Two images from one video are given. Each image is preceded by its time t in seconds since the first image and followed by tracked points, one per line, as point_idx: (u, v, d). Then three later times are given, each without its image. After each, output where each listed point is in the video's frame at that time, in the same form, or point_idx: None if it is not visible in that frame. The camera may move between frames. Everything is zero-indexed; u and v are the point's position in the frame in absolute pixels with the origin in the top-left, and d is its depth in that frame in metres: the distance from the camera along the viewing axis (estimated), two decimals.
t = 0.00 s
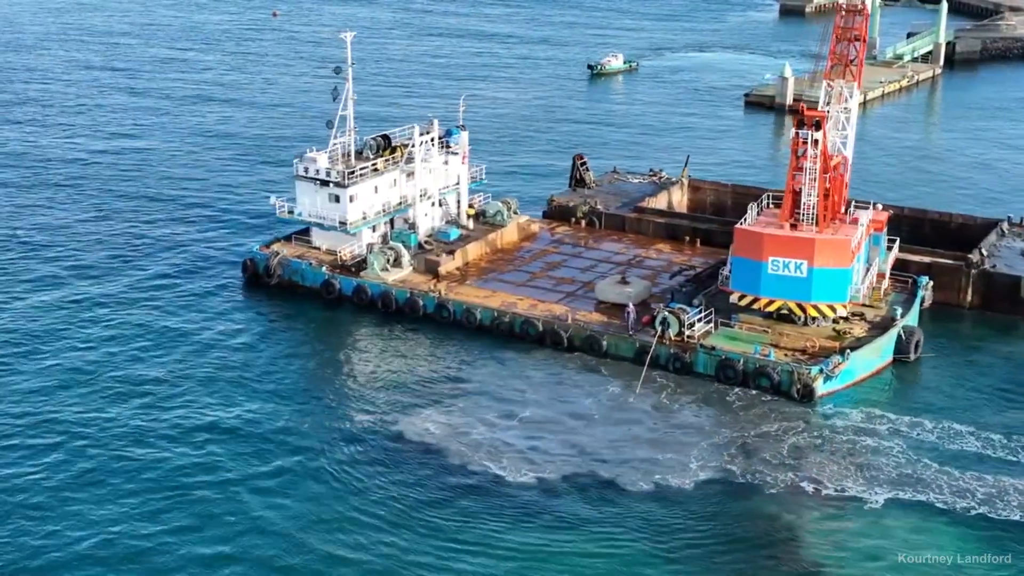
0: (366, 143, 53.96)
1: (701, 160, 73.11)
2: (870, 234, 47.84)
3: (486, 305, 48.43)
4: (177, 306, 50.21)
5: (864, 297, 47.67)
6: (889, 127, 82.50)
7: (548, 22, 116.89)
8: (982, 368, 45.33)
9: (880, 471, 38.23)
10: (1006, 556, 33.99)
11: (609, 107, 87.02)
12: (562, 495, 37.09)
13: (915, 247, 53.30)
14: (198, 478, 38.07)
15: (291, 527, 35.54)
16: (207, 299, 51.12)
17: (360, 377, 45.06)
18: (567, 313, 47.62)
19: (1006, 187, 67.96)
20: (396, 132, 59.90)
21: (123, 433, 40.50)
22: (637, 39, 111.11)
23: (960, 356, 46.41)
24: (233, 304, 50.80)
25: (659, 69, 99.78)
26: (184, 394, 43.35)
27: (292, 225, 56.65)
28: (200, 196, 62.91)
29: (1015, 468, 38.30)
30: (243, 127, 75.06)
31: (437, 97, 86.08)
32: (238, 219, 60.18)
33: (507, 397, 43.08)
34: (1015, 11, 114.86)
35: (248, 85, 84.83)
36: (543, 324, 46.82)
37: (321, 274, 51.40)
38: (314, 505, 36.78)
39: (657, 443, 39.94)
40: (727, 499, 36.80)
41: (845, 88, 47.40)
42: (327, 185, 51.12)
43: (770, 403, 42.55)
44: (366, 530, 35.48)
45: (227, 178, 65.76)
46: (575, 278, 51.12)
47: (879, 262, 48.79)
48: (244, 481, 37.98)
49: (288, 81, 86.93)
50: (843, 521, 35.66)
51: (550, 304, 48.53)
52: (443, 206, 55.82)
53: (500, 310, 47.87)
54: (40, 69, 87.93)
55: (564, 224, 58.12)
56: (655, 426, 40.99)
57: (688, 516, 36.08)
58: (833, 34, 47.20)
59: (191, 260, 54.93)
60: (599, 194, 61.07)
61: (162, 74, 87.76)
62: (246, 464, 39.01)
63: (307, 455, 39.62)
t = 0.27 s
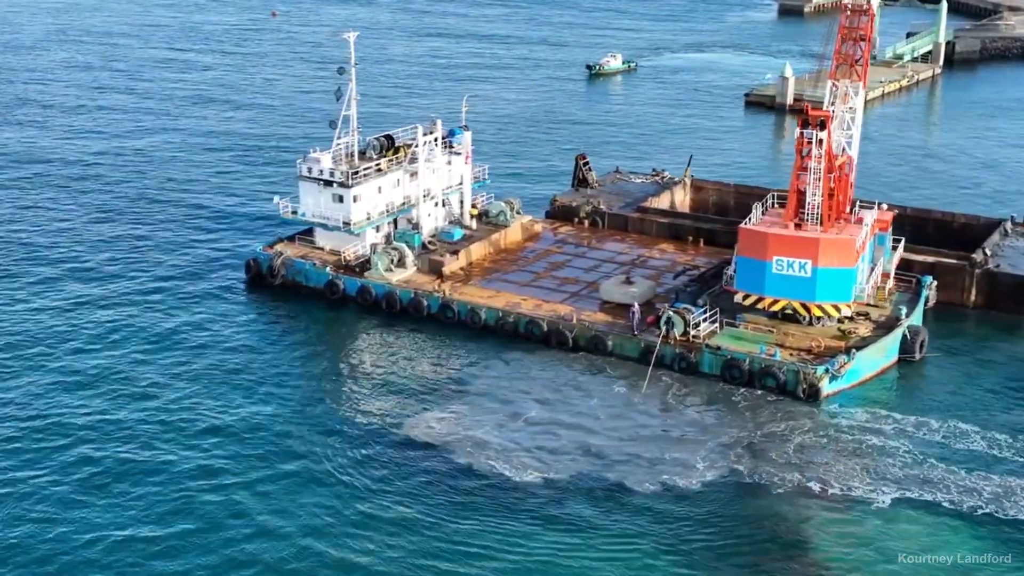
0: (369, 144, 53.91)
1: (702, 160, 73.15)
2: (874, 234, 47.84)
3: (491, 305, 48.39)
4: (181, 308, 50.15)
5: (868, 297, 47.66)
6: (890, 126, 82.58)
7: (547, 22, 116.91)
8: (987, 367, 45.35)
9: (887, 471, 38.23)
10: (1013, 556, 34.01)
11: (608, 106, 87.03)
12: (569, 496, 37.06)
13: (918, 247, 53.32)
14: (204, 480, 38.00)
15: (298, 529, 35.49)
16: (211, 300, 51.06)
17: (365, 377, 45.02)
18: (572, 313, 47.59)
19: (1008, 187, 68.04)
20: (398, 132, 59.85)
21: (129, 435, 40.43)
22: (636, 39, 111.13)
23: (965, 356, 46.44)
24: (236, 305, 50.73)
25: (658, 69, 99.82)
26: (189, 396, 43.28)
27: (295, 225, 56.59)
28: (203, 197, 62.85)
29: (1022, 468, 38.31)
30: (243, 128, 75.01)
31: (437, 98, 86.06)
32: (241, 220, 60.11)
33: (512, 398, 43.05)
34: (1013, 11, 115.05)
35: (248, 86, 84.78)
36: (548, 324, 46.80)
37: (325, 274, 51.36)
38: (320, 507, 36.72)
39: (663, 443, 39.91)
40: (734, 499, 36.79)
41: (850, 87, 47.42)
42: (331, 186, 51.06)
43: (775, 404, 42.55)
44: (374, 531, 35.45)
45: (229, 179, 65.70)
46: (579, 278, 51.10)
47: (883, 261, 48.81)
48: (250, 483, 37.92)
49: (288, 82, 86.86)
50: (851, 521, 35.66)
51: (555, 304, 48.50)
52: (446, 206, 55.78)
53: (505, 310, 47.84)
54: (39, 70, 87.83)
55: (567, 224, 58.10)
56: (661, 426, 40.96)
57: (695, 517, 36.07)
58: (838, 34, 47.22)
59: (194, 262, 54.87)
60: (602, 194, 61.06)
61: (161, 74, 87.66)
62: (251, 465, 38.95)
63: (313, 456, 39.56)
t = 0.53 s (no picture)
0: (371, 144, 53.87)
1: (702, 160, 73.21)
2: (877, 233, 47.90)
3: (494, 306, 48.37)
4: (183, 309, 50.06)
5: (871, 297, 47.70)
6: (888, 126, 82.74)
7: (544, 22, 116.97)
8: (991, 367, 45.44)
9: (892, 470, 38.26)
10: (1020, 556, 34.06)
11: (607, 107, 87.07)
12: (575, 495, 37.03)
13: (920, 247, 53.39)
14: (209, 479, 37.90)
15: (304, 529, 35.40)
16: (213, 301, 50.97)
17: (369, 378, 44.95)
18: (575, 313, 47.59)
19: (1008, 186, 68.20)
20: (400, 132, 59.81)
21: (133, 434, 40.32)
22: (633, 39, 111.23)
23: (968, 355, 46.51)
24: (238, 305, 50.66)
25: (656, 69, 99.90)
26: (192, 396, 43.17)
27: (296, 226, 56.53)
28: (203, 198, 62.77)
29: None
30: (242, 129, 74.92)
31: (435, 98, 86.06)
32: (242, 221, 60.04)
33: (517, 398, 43.02)
34: (1010, 11, 115.37)
35: (246, 87, 84.70)
36: (552, 324, 46.78)
37: (327, 275, 51.31)
38: (325, 506, 36.64)
39: (668, 443, 39.91)
40: (740, 499, 36.78)
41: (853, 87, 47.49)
42: (333, 186, 51.00)
43: (780, 403, 42.59)
44: (380, 531, 35.35)
45: (229, 180, 65.62)
46: (581, 278, 51.10)
47: (885, 261, 48.87)
48: (255, 482, 37.83)
49: (286, 82, 86.79)
50: (857, 520, 35.68)
51: (558, 304, 48.49)
52: (448, 206, 55.75)
53: (508, 311, 47.81)
54: (36, 71, 87.66)
55: (569, 224, 58.10)
56: (666, 426, 40.96)
57: (701, 516, 36.05)
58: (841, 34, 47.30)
59: (195, 263, 54.79)
60: (603, 194, 61.07)
61: (159, 76, 87.53)
62: (256, 465, 38.85)
63: (318, 456, 39.48)
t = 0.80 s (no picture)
0: (372, 144, 53.87)
1: (701, 160, 73.28)
2: (880, 232, 47.95)
3: (497, 306, 48.36)
4: (185, 310, 49.97)
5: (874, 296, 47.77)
6: (886, 125, 82.90)
7: (540, 22, 117.01)
8: (993, 366, 45.52)
9: (898, 470, 38.31)
10: None
11: (604, 107, 87.13)
12: (581, 496, 37.01)
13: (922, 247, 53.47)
14: (214, 480, 37.82)
15: (311, 530, 35.34)
16: (215, 302, 50.90)
17: (373, 378, 44.90)
18: (578, 313, 47.59)
19: (1007, 185, 68.36)
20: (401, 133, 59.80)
21: (137, 436, 40.23)
22: (630, 39, 111.27)
23: (971, 354, 46.59)
24: (241, 307, 50.57)
25: (653, 69, 99.97)
26: (196, 397, 43.09)
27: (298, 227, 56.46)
28: (203, 200, 62.67)
29: None
30: (241, 130, 74.82)
31: (433, 99, 86.03)
32: (243, 222, 59.95)
33: (521, 398, 42.99)
34: (1005, 10, 115.69)
35: (244, 88, 84.59)
36: (555, 324, 46.78)
37: (330, 275, 51.26)
38: (331, 507, 36.58)
39: (674, 443, 39.92)
40: (747, 499, 36.80)
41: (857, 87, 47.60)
42: (335, 186, 50.99)
43: (784, 403, 42.64)
44: (387, 532, 35.32)
45: (229, 181, 65.53)
46: (584, 278, 51.11)
47: (887, 260, 48.94)
48: (261, 483, 37.77)
49: (284, 83, 86.70)
50: (863, 520, 35.73)
51: (561, 305, 48.49)
52: (449, 207, 55.73)
53: (512, 311, 47.80)
54: (33, 72, 87.43)
55: (570, 224, 58.09)
56: (671, 426, 40.97)
57: (708, 516, 36.07)
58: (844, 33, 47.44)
59: (197, 265, 54.71)
60: (604, 194, 61.06)
61: (156, 77, 87.37)
62: (262, 466, 38.78)
63: (323, 457, 39.42)
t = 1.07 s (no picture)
0: (373, 144, 53.91)
1: (700, 160, 73.33)
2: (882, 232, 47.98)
3: (500, 306, 48.31)
4: (187, 312, 49.87)
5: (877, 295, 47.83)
6: (884, 125, 83.05)
7: (536, 23, 116.98)
8: (996, 365, 45.60)
9: (903, 469, 38.36)
10: None
11: (602, 107, 87.14)
12: (588, 497, 36.98)
13: (924, 246, 53.56)
14: (219, 482, 37.74)
15: (317, 532, 35.28)
16: (217, 303, 50.81)
17: (376, 379, 44.84)
18: (581, 313, 47.57)
19: (1006, 184, 68.52)
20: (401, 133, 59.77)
21: (141, 438, 40.13)
22: (626, 39, 111.31)
23: (973, 353, 46.67)
24: (243, 308, 50.48)
25: (650, 69, 100.04)
26: (199, 399, 43.00)
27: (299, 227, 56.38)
28: (203, 202, 62.54)
29: None
30: (239, 131, 74.70)
31: (430, 100, 85.96)
32: (243, 224, 59.86)
33: (525, 399, 42.95)
34: (1000, 10, 116.03)
35: (241, 89, 84.46)
36: (559, 324, 46.76)
37: (332, 276, 51.19)
38: (337, 508, 36.52)
39: (679, 442, 39.92)
40: (753, 498, 36.80)
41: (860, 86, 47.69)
42: (337, 187, 50.98)
43: (788, 402, 42.67)
44: (393, 533, 35.27)
45: (228, 183, 65.42)
46: (586, 278, 51.09)
47: (890, 259, 48.99)
48: (266, 485, 37.69)
49: (281, 84, 86.56)
50: (870, 519, 35.76)
51: (564, 305, 48.47)
52: (450, 207, 55.71)
53: (515, 311, 47.76)
54: (29, 74, 87.17)
55: (571, 224, 58.07)
56: (676, 426, 40.96)
57: (715, 516, 36.07)
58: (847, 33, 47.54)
59: (198, 266, 54.62)
60: (605, 194, 61.05)
61: (153, 78, 87.16)
62: (267, 468, 38.72)
63: (328, 458, 39.34)
